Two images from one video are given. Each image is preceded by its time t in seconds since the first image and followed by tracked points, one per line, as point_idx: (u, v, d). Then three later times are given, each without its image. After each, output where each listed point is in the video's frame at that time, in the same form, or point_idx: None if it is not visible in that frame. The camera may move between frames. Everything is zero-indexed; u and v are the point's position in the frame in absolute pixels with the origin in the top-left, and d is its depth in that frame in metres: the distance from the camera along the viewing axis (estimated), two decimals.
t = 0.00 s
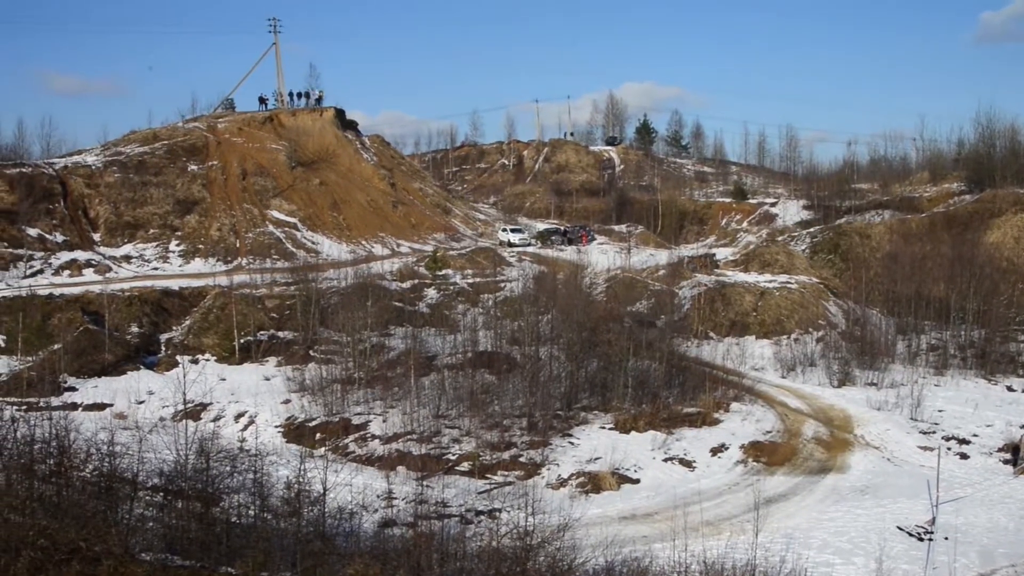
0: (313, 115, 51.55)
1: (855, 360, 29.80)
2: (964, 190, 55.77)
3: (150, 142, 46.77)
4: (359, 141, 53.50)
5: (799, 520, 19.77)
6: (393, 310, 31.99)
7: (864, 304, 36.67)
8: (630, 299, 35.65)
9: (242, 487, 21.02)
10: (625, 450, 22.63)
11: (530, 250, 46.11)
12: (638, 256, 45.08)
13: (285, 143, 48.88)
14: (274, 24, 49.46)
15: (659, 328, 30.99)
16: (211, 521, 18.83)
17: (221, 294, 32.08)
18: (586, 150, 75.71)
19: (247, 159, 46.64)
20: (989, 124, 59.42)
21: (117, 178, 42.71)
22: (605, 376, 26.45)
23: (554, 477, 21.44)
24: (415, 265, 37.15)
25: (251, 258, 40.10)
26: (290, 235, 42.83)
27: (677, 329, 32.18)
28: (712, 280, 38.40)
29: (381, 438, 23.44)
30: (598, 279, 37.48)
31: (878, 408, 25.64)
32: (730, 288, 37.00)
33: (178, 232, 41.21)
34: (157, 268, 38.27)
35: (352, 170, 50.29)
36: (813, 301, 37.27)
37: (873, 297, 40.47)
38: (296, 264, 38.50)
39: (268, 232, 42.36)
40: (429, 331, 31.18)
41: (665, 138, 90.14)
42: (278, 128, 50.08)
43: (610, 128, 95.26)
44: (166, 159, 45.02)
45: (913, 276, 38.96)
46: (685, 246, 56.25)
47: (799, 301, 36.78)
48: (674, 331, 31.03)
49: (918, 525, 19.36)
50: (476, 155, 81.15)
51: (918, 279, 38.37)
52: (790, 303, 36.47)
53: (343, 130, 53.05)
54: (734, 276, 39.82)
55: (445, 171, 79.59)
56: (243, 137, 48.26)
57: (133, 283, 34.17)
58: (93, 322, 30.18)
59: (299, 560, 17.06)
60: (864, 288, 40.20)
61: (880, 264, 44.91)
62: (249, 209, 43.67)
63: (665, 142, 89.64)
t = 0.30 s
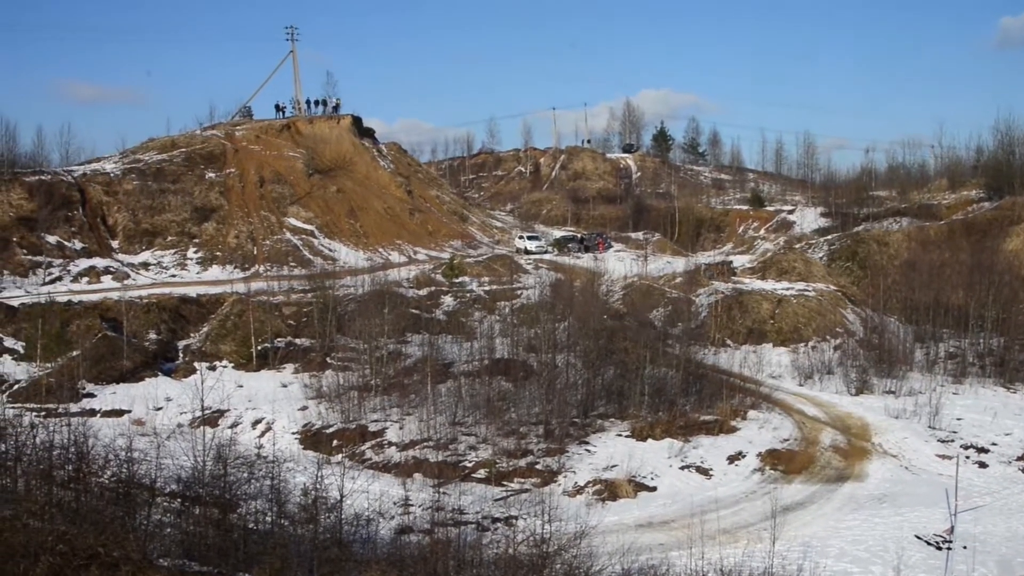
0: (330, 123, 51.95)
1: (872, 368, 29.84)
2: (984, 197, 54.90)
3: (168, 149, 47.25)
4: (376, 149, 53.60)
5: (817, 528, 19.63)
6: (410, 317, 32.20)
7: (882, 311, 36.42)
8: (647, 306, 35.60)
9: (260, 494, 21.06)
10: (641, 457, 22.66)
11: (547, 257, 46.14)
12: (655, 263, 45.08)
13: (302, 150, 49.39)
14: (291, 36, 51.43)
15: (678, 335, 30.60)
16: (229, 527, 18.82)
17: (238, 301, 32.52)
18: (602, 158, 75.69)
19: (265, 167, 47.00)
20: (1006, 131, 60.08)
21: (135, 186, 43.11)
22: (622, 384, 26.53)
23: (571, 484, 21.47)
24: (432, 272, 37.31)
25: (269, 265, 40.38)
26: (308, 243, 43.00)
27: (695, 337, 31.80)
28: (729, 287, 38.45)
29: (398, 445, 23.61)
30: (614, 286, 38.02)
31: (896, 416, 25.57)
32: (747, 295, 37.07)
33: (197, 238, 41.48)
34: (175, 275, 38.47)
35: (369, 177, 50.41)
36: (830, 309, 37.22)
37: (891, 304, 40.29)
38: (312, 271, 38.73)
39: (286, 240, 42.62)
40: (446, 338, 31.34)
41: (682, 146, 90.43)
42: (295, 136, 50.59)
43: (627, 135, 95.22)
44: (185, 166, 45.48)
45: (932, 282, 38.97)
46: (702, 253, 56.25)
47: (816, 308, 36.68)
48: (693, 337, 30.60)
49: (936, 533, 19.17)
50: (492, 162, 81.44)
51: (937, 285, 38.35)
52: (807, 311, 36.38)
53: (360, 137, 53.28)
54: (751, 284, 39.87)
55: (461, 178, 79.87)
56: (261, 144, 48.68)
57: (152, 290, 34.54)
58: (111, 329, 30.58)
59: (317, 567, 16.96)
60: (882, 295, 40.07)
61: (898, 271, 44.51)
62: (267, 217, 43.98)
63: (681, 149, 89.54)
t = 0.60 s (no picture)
0: (343, 129, 51.73)
1: (885, 376, 29.84)
2: (998, 204, 54.39)
3: (181, 156, 47.66)
4: (389, 155, 53.58)
5: (830, 536, 19.51)
6: (422, 323, 32.28)
7: (895, 319, 36.36)
8: (660, 314, 36.07)
9: (272, 500, 21.02)
10: (654, 464, 22.67)
11: (559, 263, 46.20)
12: (668, 270, 45.09)
13: (314, 157, 49.26)
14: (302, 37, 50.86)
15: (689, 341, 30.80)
16: (242, 533, 18.71)
17: (252, 308, 32.53)
18: (615, 165, 75.65)
19: (277, 173, 47.24)
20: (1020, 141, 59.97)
21: (148, 193, 43.29)
22: (634, 391, 26.54)
23: (583, 492, 21.49)
24: (444, 280, 37.42)
25: (282, 272, 40.48)
26: (320, 250, 43.05)
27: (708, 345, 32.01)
28: (742, 294, 38.46)
29: (410, 452, 23.69)
30: (627, 293, 38.08)
31: (908, 424, 25.55)
32: (759, 302, 37.11)
33: (210, 245, 41.63)
34: (188, 282, 38.61)
35: (381, 183, 50.45)
36: (843, 316, 37.14)
37: (904, 310, 40.31)
38: (325, 278, 38.82)
39: (299, 246, 42.67)
40: (458, 346, 31.45)
41: (695, 152, 90.36)
42: (308, 143, 50.55)
43: (639, 142, 95.21)
44: (199, 172, 45.68)
45: (944, 292, 39.51)
46: (714, 260, 56.30)
47: (829, 316, 36.64)
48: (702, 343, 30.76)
49: (949, 542, 19.02)
50: (505, 168, 81.60)
51: (949, 294, 38.91)
52: (820, 318, 36.33)
53: (374, 143, 53.27)
54: (764, 291, 39.86)
55: (474, 185, 79.98)
56: (274, 151, 49.05)
57: (165, 297, 34.72)
58: (124, 335, 30.85)
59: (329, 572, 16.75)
60: (895, 303, 40.15)
61: (911, 278, 44.69)
62: (280, 223, 44.06)
63: (694, 156, 89.55)
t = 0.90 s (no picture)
0: (352, 137, 52.04)
1: (895, 384, 29.80)
2: (1008, 210, 54.21)
3: (190, 163, 47.84)
4: (398, 163, 53.70)
5: (840, 544, 19.40)
6: (431, 331, 32.33)
7: (905, 327, 36.35)
8: (667, 322, 35.73)
9: (280, 508, 20.95)
10: (662, 472, 22.65)
11: (568, 271, 46.24)
12: (677, 277, 45.11)
13: (323, 165, 49.41)
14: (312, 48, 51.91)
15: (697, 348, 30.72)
16: (250, 541, 18.51)
17: (260, 315, 32.65)
18: (624, 173, 75.77)
19: (286, 181, 47.35)
20: None
21: (158, 200, 43.41)
22: (643, 399, 26.57)
23: (592, 499, 21.45)
24: (453, 287, 37.48)
25: (291, 279, 40.52)
26: (329, 257, 43.13)
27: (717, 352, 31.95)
28: (751, 302, 38.44)
29: (418, 459, 23.70)
30: (637, 301, 38.38)
31: (918, 431, 25.52)
32: (768, 310, 37.12)
33: (219, 251, 41.70)
34: (197, 288, 38.68)
35: (390, 192, 50.47)
36: (852, 324, 37.14)
37: (912, 317, 40.33)
38: (333, 285, 38.86)
39: (307, 254, 42.73)
40: (468, 353, 31.48)
41: (703, 161, 90.42)
42: (317, 151, 50.81)
43: (648, 150, 95.32)
44: (207, 180, 45.86)
45: (953, 299, 39.81)
46: (723, 267, 56.33)
47: (838, 323, 36.66)
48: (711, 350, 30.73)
49: (960, 551, 18.88)
50: (514, 176, 81.72)
51: (958, 302, 39.19)
52: (829, 326, 36.36)
53: (382, 151, 53.44)
54: (772, 298, 39.84)
55: (483, 193, 80.05)
56: (284, 159, 49.05)
57: (174, 304, 34.80)
58: (134, 341, 30.94)
59: None
60: (904, 310, 40.18)
61: (919, 285, 44.83)
62: (289, 231, 44.14)
63: (702, 164, 89.67)
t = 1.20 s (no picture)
0: (360, 144, 52.22)
1: (901, 391, 29.79)
2: (1015, 217, 54.09)
3: (197, 169, 47.99)
4: (404, 169, 53.81)
5: (846, 551, 19.30)
6: (437, 338, 32.40)
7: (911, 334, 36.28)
8: (674, 327, 35.76)
9: (286, 514, 20.90)
10: (668, 480, 22.65)
11: (574, 278, 46.31)
12: (683, 284, 45.16)
13: (330, 171, 49.61)
14: (320, 54, 52.18)
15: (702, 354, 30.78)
16: (256, 548, 18.17)
17: (267, 321, 32.73)
18: (630, 179, 75.87)
19: (293, 187, 47.49)
20: None
21: (165, 206, 43.53)
22: (650, 406, 26.63)
23: (598, 506, 21.45)
24: (460, 294, 37.56)
25: (297, 285, 40.55)
26: (336, 263, 43.21)
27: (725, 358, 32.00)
28: (758, 309, 38.44)
29: (424, 466, 23.72)
30: (643, 308, 38.42)
31: (925, 439, 25.49)
32: (774, 317, 37.16)
33: (226, 257, 41.82)
34: (203, 294, 38.77)
35: (398, 198, 50.33)
36: (858, 330, 37.01)
37: (919, 323, 40.23)
38: (340, 291, 38.92)
39: (314, 259, 42.77)
40: (474, 359, 31.54)
41: (710, 168, 90.53)
42: (324, 157, 51.00)
43: (655, 157, 95.38)
44: (214, 186, 46.01)
45: (960, 306, 40.18)
46: (730, 274, 56.38)
47: (844, 330, 36.60)
48: (717, 356, 30.77)
49: (967, 558, 18.73)
50: (521, 182, 81.72)
51: (965, 309, 39.50)
52: (835, 333, 36.34)
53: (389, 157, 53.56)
54: (779, 305, 39.80)
55: (490, 200, 80.11)
56: (290, 165, 49.15)
57: (180, 309, 34.87)
58: (140, 347, 31.04)
59: None
60: (910, 316, 40.16)
61: (927, 291, 44.90)
62: (295, 237, 44.21)
63: (709, 171, 89.84)
